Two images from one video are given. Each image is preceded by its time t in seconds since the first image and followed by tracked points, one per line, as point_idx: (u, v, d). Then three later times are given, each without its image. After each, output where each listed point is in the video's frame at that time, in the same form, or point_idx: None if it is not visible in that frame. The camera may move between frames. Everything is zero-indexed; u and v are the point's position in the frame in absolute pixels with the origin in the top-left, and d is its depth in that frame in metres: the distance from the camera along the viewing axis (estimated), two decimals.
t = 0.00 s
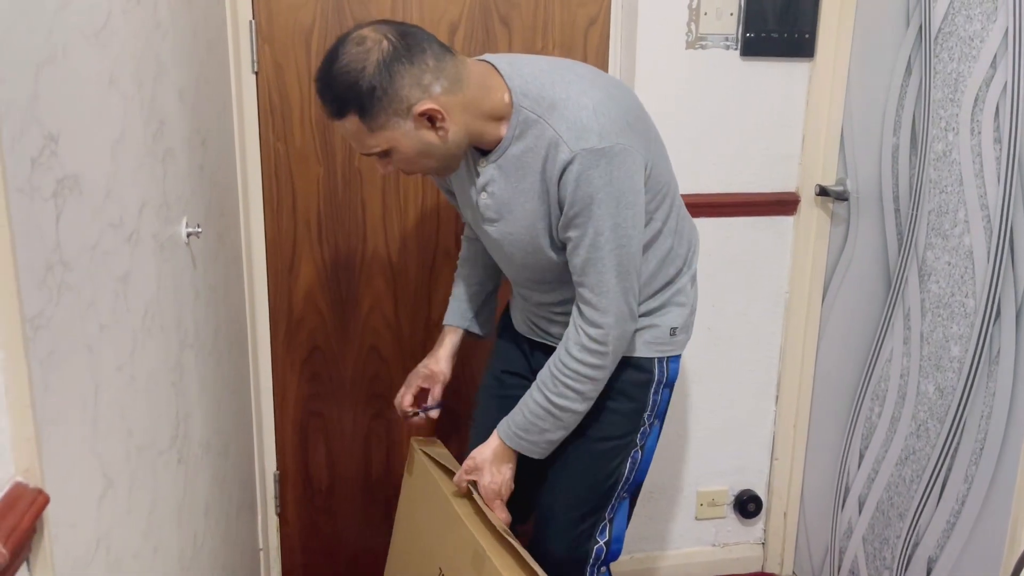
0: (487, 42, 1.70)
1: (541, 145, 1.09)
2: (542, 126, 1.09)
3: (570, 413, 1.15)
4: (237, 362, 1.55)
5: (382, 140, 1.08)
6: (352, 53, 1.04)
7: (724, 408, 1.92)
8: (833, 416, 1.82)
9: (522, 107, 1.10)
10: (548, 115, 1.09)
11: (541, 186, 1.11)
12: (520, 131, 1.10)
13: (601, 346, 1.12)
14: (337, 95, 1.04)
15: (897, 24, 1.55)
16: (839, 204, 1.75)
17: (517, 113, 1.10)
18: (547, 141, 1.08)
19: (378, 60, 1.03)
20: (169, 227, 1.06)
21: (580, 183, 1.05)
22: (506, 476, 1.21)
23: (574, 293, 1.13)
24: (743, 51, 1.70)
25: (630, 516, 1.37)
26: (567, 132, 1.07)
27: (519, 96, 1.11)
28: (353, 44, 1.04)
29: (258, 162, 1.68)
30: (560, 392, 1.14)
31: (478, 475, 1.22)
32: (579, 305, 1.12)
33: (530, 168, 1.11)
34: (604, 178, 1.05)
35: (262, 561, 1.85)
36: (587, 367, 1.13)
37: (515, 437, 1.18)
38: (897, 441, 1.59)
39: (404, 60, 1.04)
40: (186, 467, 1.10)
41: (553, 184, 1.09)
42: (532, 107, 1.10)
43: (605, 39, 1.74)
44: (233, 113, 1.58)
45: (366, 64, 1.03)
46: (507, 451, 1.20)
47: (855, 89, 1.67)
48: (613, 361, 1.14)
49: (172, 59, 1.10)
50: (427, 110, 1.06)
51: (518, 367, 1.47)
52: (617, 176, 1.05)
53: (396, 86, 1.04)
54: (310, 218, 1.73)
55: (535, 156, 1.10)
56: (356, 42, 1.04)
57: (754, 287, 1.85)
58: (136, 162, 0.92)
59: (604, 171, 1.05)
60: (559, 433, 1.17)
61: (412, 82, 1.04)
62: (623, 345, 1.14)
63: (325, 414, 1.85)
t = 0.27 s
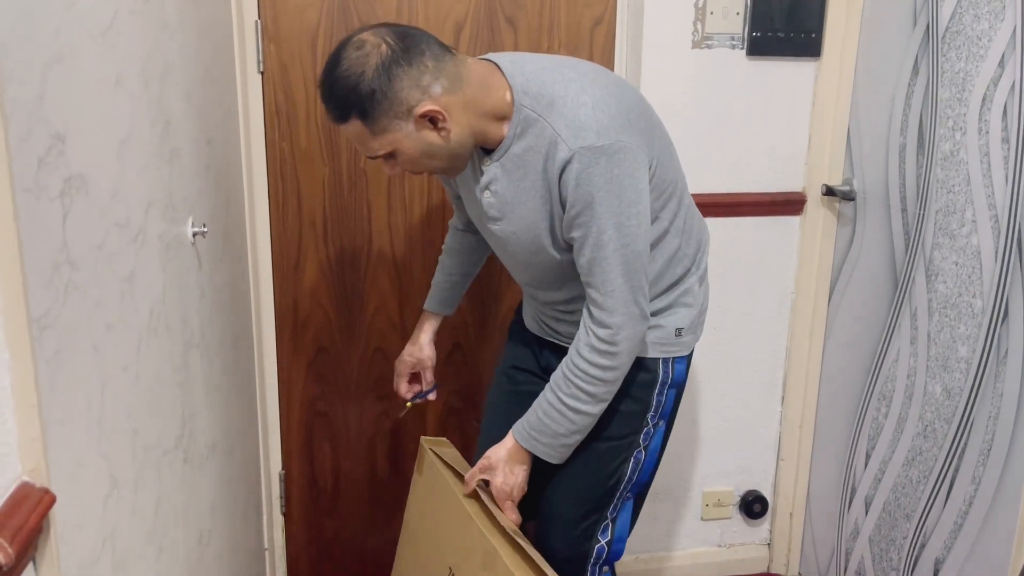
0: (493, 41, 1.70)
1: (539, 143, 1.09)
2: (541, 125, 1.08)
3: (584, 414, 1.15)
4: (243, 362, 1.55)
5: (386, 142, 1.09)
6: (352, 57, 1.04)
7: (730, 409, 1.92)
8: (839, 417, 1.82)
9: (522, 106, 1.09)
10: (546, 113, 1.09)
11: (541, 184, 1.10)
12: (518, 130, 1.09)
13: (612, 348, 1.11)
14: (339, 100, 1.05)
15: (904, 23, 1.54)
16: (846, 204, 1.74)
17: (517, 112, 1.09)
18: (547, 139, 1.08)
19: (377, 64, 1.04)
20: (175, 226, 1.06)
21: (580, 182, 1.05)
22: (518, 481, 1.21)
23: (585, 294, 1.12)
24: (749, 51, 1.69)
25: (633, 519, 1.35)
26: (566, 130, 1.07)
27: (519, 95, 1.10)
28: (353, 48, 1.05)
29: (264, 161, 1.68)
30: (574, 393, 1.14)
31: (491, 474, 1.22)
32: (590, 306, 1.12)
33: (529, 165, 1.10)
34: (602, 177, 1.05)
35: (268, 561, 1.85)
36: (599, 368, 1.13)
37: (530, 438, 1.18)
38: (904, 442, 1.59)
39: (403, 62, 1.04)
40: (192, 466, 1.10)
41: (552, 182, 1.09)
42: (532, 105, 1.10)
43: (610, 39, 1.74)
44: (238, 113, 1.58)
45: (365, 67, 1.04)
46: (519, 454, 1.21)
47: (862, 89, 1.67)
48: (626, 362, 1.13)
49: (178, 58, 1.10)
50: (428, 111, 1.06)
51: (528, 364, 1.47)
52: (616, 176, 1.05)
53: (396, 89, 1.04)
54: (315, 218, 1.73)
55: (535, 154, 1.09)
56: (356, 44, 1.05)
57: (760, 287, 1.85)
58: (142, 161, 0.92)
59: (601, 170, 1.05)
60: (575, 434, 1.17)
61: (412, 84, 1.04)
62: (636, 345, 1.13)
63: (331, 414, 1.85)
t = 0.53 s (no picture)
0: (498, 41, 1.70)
1: (556, 152, 1.09)
2: (555, 132, 1.09)
3: (588, 414, 1.16)
4: (249, 362, 1.55)
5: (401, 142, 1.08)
6: (369, 55, 1.03)
7: (736, 409, 1.91)
8: (845, 417, 1.81)
9: (535, 112, 1.10)
10: (561, 120, 1.09)
11: (555, 190, 1.11)
12: (532, 135, 1.10)
13: (621, 352, 1.12)
14: (355, 99, 1.04)
15: (910, 23, 1.54)
16: (852, 204, 1.74)
17: (530, 119, 1.10)
18: (563, 149, 1.08)
19: (395, 63, 1.02)
20: (181, 226, 1.06)
21: (594, 192, 1.05)
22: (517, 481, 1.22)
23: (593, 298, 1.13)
24: (755, 50, 1.69)
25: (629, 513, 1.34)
26: (580, 141, 1.07)
27: (534, 100, 1.10)
28: (370, 46, 1.03)
29: (270, 161, 1.69)
30: (580, 395, 1.15)
31: (490, 472, 1.22)
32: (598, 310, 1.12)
33: (541, 170, 1.11)
34: (616, 186, 1.05)
35: (273, 560, 1.86)
36: (607, 372, 1.13)
37: (532, 437, 1.18)
38: (910, 442, 1.58)
39: (421, 61, 1.03)
40: (198, 465, 1.11)
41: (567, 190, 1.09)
42: (546, 112, 1.10)
43: (616, 39, 1.74)
44: (244, 113, 1.58)
45: (384, 67, 1.02)
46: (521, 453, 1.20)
47: (868, 88, 1.66)
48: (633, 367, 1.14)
49: (184, 58, 1.11)
50: (446, 110, 1.05)
51: (531, 353, 1.47)
52: (631, 185, 1.05)
53: (415, 88, 1.03)
54: (321, 218, 1.73)
55: (550, 162, 1.10)
56: (372, 43, 1.03)
57: (766, 287, 1.84)
58: (148, 160, 0.93)
59: (617, 180, 1.05)
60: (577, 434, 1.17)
61: (431, 83, 1.04)
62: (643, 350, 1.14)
63: (336, 413, 1.86)
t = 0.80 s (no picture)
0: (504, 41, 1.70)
1: (549, 150, 1.10)
2: (548, 131, 1.10)
3: (569, 405, 1.18)
4: (255, 361, 1.56)
5: (405, 142, 1.07)
6: (377, 53, 1.02)
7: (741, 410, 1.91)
8: (850, 418, 1.81)
9: (529, 111, 1.11)
10: (555, 120, 1.10)
11: (543, 187, 1.12)
12: (523, 133, 1.11)
13: (605, 344, 1.14)
14: (361, 98, 1.03)
15: (917, 23, 1.54)
16: (858, 204, 1.73)
17: (523, 116, 1.11)
18: (557, 147, 1.10)
19: (405, 62, 1.02)
20: (188, 226, 1.07)
21: (586, 190, 1.07)
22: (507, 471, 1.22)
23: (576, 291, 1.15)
24: (760, 51, 1.69)
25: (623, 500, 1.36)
26: (576, 140, 1.08)
27: (527, 98, 1.11)
28: (378, 45, 1.02)
29: (276, 162, 1.69)
30: (563, 387, 1.17)
31: (480, 469, 1.21)
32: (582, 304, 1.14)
33: (530, 168, 1.12)
34: (609, 185, 1.07)
35: (278, 560, 1.86)
36: (591, 364, 1.15)
37: (515, 430, 1.19)
38: (916, 443, 1.58)
39: (430, 61, 1.03)
40: (205, 464, 1.11)
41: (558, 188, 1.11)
42: (539, 111, 1.11)
43: (621, 39, 1.74)
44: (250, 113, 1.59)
45: (394, 66, 1.02)
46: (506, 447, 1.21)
47: (875, 89, 1.66)
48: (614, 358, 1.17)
49: (191, 59, 1.11)
50: (451, 110, 1.06)
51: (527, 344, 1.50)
52: (623, 183, 1.08)
53: (424, 87, 1.03)
54: (327, 218, 1.73)
55: (540, 160, 1.11)
56: (379, 42, 1.03)
57: (771, 288, 1.84)
58: (156, 160, 0.93)
59: (611, 178, 1.07)
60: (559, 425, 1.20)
61: (439, 83, 1.04)
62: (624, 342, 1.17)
63: (341, 413, 1.86)
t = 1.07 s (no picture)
0: (510, 42, 1.70)
1: (511, 138, 1.22)
2: (510, 120, 1.22)
3: (545, 372, 1.32)
4: (262, 362, 1.56)
5: (403, 143, 1.13)
6: (366, 64, 1.08)
7: (747, 411, 1.91)
8: (856, 418, 1.81)
9: (489, 102, 1.22)
10: (516, 109, 1.22)
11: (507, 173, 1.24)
12: (483, 124, 1.22)
13: (571, 311, 1.29)
14: (361, 109, 1.07)
15: (924, 24, 1.54)
16: (864, 206, 1.73)
17: (483, 107, 1.22)
18: (519, 133, 1.22)
19: (395, 67, 1.09)
20: (196, 227, 1.07)
21: (552, 172, 1.20)
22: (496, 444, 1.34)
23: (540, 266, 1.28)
24: (767, 52, 1.69)
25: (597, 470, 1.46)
26: (541, 125, 1.21)
27: (485, 91, 1.23)
28: (364, 55, 1.08)
29: (282, 163, 1.70)
30: (537, 356, 1.31)
31: (469, 444, 1.34)
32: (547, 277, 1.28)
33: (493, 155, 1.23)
34: (571, 166, 1.21)
35: (285, 560, 1.86)
36: (561, 331, 1.30)
37: (497, 402, 1.33)
38: (923, 444, 1.57)
39: (414, 62, 1.11)
40: (211, 465, 1.12)
41: (524, 173, 1.23)
42: (499, 101, 1.23)
43: (627, 40, 1.73)
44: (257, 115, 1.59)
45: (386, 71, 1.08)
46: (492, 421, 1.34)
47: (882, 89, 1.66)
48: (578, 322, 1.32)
49: (199, 61, 1.11)
50: (438, 104, 1.14)
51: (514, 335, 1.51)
52: (581, 164, 1.22)
53: (416, 87, 1.10)
54: (334, 219, 1.74)
55: (504, 148, 1.23)
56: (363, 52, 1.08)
57: (777, 289, 1.84)
58: (164, 161, 0.94)
59: (572, 160, 1.21)
60: (536, 392, 1.33)
61: (425, 82, 1.12)
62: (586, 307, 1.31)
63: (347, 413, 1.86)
